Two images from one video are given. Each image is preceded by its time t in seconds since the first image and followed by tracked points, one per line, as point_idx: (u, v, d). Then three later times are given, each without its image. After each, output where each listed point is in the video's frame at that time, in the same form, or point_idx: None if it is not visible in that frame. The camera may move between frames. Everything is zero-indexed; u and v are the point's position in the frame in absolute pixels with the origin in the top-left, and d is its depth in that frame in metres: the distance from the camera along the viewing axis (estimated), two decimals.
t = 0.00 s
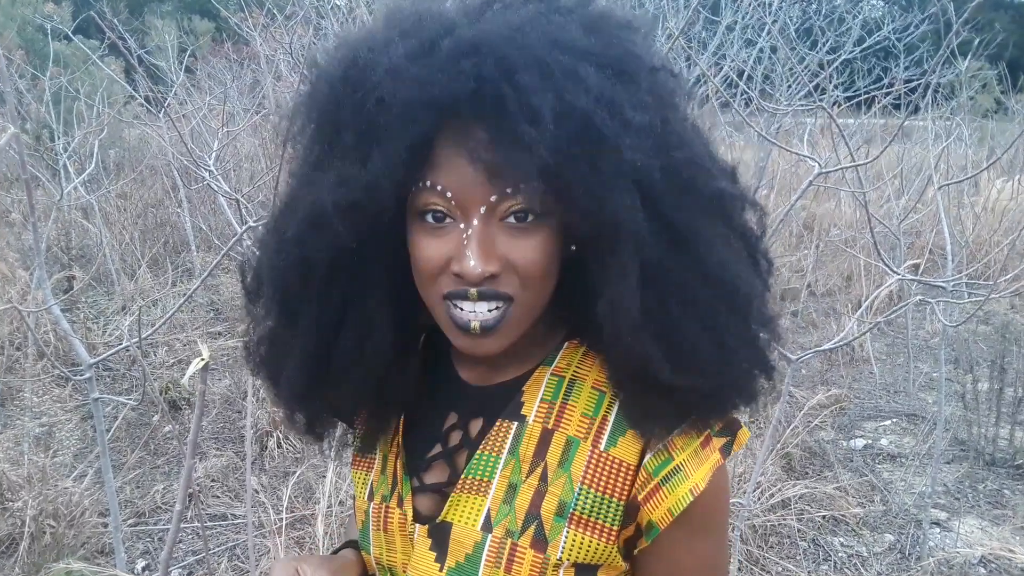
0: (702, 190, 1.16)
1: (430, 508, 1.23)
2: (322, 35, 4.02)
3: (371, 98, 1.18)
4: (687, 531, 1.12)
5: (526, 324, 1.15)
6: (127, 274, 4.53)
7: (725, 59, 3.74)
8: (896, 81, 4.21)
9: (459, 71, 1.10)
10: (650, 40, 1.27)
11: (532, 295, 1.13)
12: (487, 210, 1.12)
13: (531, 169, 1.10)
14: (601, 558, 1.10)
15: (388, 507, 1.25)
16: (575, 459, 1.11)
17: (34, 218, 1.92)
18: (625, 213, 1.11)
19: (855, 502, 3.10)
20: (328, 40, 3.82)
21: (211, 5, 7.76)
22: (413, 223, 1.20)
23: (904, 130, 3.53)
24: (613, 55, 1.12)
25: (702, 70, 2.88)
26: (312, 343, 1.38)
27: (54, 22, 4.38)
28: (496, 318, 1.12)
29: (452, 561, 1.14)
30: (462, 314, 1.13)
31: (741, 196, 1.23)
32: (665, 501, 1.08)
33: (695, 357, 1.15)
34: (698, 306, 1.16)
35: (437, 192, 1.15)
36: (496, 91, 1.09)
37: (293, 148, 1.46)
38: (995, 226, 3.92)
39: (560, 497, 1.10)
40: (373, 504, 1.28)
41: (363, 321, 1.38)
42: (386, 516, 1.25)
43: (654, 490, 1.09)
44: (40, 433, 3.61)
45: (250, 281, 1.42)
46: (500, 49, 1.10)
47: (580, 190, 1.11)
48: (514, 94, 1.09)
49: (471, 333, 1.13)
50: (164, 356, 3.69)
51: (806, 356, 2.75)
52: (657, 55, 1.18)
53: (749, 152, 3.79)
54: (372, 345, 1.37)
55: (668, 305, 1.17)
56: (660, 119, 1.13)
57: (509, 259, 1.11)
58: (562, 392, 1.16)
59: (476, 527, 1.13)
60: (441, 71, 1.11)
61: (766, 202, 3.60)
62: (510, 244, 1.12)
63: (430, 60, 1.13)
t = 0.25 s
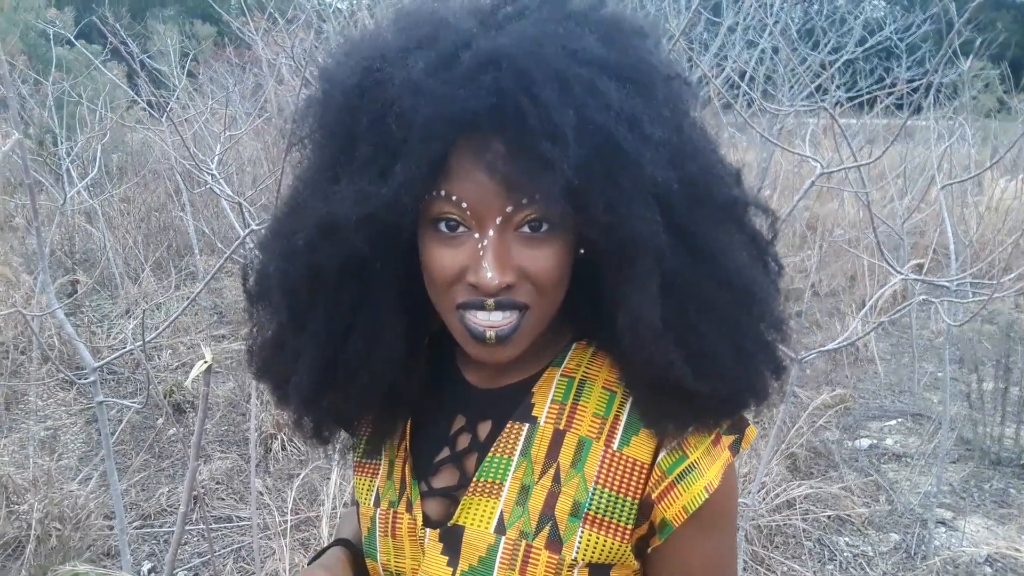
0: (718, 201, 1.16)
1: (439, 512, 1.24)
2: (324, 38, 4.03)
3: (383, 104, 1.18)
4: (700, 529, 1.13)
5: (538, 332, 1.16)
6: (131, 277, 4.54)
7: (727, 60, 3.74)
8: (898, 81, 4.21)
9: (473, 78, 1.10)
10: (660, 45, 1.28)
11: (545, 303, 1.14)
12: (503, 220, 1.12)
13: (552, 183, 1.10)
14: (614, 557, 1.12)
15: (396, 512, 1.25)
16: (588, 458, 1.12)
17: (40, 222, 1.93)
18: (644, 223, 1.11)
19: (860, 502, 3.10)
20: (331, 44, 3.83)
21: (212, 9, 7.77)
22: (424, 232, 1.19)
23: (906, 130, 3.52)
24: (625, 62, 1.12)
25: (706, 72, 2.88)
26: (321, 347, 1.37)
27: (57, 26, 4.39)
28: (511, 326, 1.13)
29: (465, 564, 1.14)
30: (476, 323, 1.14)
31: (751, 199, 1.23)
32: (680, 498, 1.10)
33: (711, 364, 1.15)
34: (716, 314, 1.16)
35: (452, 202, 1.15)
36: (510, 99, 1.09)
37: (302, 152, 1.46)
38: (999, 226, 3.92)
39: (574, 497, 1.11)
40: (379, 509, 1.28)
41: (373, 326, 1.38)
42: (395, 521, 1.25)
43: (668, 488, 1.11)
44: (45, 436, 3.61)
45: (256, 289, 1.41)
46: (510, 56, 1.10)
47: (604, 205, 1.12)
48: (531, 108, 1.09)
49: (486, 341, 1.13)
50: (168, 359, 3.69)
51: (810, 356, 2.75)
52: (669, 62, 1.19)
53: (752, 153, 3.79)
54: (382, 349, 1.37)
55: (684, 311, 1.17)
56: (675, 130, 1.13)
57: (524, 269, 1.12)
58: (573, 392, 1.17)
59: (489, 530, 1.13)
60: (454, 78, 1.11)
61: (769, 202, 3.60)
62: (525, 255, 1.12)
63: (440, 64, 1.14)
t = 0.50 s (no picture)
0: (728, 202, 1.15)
1: (434, 504, 1.23)
2: (325, 32, 4.01)
3: (387, 100, 1.17)
4: (692, 528, 1.12)
5: (533, 330, 1.16)
6: (132, 273, 4.54)
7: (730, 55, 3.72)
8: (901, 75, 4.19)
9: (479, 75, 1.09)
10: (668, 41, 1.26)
11: (540, 304, 1.14)
12: (503, 219, 1.11)
13: (553, 187, 1.09)
14: (603, 555, 1.12)
15: (391, 503, 1.26)
16: (580, 455, 1.12)
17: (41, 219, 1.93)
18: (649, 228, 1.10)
19: (863, 500, 3.10)
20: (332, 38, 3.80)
21: (213, 3, 7.74)
22: (426, 223, 1.19)
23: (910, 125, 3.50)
24: (633, 59, 1.12)
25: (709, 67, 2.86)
26: (320, 333, 1.37)
27: (57, 21, 4.38)
28: (504, 325, 1.12)
29: (455, 556, 1.16)
30: (469, 318, 1.13)
31: (757, 197, 1.22)
32: (668, 498, 1.09)
33: (712, 372, 1.13)
34: (719, 321, 1.15)
35: (453, 195, 1.14)
36: (516, 96, 1.08)
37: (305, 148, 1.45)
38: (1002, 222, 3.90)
39: (564, 493, 1.11)
40: (376, 500, 1.29)
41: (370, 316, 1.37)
42: (390, 512, 1.26)
43: (658, 488, 1.10)
44: (47, 432, 3.62)
45: (262, 280, 1.42)
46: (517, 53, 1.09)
47: (606, 204, 1.11)
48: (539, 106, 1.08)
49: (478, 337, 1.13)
50: (169, 355, 3.69)
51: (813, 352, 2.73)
52: (678, 59, 1.17)
53: (755, 149, 3.78)
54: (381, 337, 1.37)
55: (685, 318, 1.15)
56: (684, 128, 1.12)
57: (521, 269, 1.11)
58: (568, 387, 1.17)
59: (480, 523, 1.14)
60: (459, 75, 1.10)
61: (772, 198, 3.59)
62: (523, 255, 1.11)
63: (443, 61, 1.12)
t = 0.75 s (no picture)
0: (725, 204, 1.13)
1: (433, 509, 1.23)
2: (327, 39, 4.03)
3: (380, 102, 1.17)
4: (686, 531, 1.10)
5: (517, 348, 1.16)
6: (136, 279, 4.56)
7: (732, 59, 3.72)
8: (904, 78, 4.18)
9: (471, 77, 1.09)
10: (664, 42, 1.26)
11: (525, 324, 1.14)
12: (491, 242, 1.11)
13: (540, 218, 1.08)
14: (597, 561, 1.11)
15: (390, 509, 1.25)
16: (571, 460, 1.11)
17: (42, 224, 1.94)
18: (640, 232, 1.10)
19: (865, 502, 3.08)
20: (334, 45, 3.82)
21: (218, 11, 7.79)
22: (417, 239, 1.19)
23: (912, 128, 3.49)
24: (626, 60, 1.11)
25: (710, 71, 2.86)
26: (316, 336, 1.39)
27: (62, 30, 4.41)
28: (487, 344, 1.13)
29: (450, 562, 1.15)
30: (453, 334, 1.14)
31: (753, 200, 1.21)
32: (658, 502, 1.08)
33: (704, 392, 1.11)
34: (714, 341, 1.14)
35: (443, 217, 1.14)
36: (508, 98, 1.08)
37: (302, 151, 1.46)
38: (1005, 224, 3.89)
39: (556, 498, 1.10)
40: (377, 506, 1.28)
41: (367, 317, 1.40)
42: (389, 518, 1.25)
43: (649, 491, 1.09)
44: (51, 438, 3.63)
45: (260, 283, 1.43)
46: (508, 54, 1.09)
47: (597, 227, 1.11)
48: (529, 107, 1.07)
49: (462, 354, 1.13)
50: (173, 361, 3.69)
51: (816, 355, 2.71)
52: (673, 59, 1.17)
53: (757, 152, 3.77)
54: (379, 339, 1.39)
55: (681, 338, 1.14)
56: (680, 129, 1.11)
57: (507, 290, 1.11)
58: (560, 393, 1.16)
59: (474, 529, 1.14)
60: (451, 78, 1.10)
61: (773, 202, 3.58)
62: (510, 277, 1.11)
63: (436, 63, 1.12)
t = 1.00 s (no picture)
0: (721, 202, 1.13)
1: (432, 511, 1.23)
2: (326, 38, 4.02)
3: (375, 102, 1.17)
4: (686, 533, 1.09)
5: (519, 346, 1.17)
6: (133, 277, 4.55)
7: (730, 61, 3.72)
8: (902, 82, 4.19)
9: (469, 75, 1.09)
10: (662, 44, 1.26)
11: (527, 321, 1.14)
12: (489, 240, 1.11)
13: (534, 213, 1.08)
14: (596, 562, 1.11)
15: (390, 510, 1.25)
16: (571, 461, 1.11)
17: (40, 223, 1.93)
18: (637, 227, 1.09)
19: (862, 505, 3.09)
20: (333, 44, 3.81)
21: (217, 10, 7.77)
22: (416, 238, 1.20)
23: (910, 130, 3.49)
24: (624, 60, 1.11)
25: (708, 74, 2.86)
26: (317, 340, 1.39)
27: (61, 27, 4.40)
28: (489, 341, 1.14)
29: (449, 563, 1.15)
30: (456, 333, 1.15)
31: (752, 204, 1.22)
32: (658, 504, 1.07)
33: (701, 389, 1.11)
34: (710, 341, 1.13)
35: (441, 215, 1.15)
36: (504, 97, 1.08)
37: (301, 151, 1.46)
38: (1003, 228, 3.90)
39: (555, 499, 1.10)
40: (377, 507, 1.29)
41: (369, 319, 1.39)
42: (389, 519, 1.25)
43: (649, 492, 1.08)
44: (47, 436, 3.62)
45: (259, 283, 1.43)
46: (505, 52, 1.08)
47: (592, 220, 1.10)
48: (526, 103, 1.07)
49: (464, 352, 1.15)
50: (169, 360, 3.69)
51: (813, 358, 2.71)
52: (671, 59, 1.17)
53: (755, 154, 3.78)
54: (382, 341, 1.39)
55: (677, 335, 1.14)
56: (676, 128, 1.11)
57: (507, 288, 1.12)
58: (560, 394, 1.16)
59: (473, 530, 1.14)
60: (447, 75, 1.10)
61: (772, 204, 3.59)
62: (508, 274, 1.12)
63: (433, 61, 1.12)
